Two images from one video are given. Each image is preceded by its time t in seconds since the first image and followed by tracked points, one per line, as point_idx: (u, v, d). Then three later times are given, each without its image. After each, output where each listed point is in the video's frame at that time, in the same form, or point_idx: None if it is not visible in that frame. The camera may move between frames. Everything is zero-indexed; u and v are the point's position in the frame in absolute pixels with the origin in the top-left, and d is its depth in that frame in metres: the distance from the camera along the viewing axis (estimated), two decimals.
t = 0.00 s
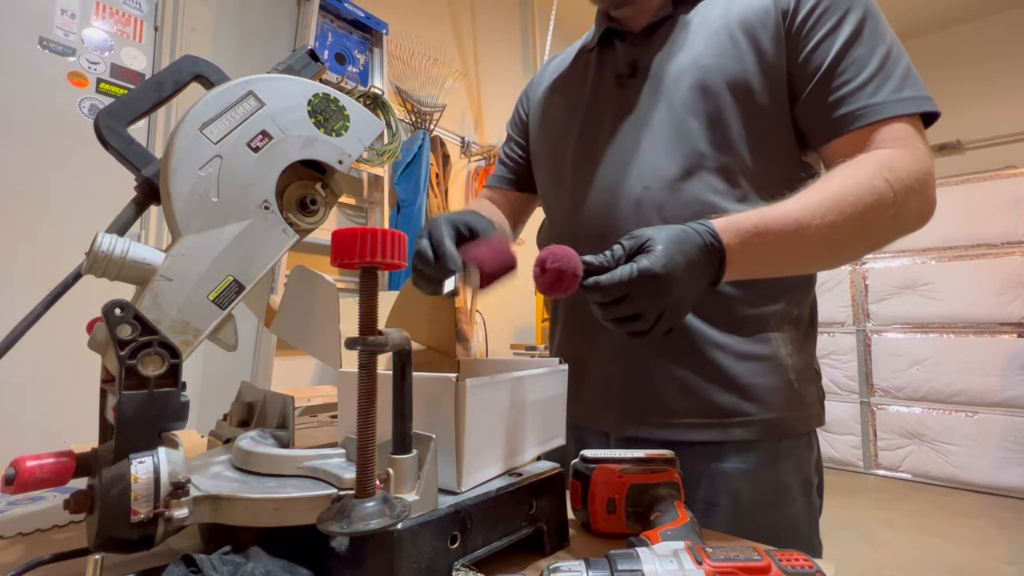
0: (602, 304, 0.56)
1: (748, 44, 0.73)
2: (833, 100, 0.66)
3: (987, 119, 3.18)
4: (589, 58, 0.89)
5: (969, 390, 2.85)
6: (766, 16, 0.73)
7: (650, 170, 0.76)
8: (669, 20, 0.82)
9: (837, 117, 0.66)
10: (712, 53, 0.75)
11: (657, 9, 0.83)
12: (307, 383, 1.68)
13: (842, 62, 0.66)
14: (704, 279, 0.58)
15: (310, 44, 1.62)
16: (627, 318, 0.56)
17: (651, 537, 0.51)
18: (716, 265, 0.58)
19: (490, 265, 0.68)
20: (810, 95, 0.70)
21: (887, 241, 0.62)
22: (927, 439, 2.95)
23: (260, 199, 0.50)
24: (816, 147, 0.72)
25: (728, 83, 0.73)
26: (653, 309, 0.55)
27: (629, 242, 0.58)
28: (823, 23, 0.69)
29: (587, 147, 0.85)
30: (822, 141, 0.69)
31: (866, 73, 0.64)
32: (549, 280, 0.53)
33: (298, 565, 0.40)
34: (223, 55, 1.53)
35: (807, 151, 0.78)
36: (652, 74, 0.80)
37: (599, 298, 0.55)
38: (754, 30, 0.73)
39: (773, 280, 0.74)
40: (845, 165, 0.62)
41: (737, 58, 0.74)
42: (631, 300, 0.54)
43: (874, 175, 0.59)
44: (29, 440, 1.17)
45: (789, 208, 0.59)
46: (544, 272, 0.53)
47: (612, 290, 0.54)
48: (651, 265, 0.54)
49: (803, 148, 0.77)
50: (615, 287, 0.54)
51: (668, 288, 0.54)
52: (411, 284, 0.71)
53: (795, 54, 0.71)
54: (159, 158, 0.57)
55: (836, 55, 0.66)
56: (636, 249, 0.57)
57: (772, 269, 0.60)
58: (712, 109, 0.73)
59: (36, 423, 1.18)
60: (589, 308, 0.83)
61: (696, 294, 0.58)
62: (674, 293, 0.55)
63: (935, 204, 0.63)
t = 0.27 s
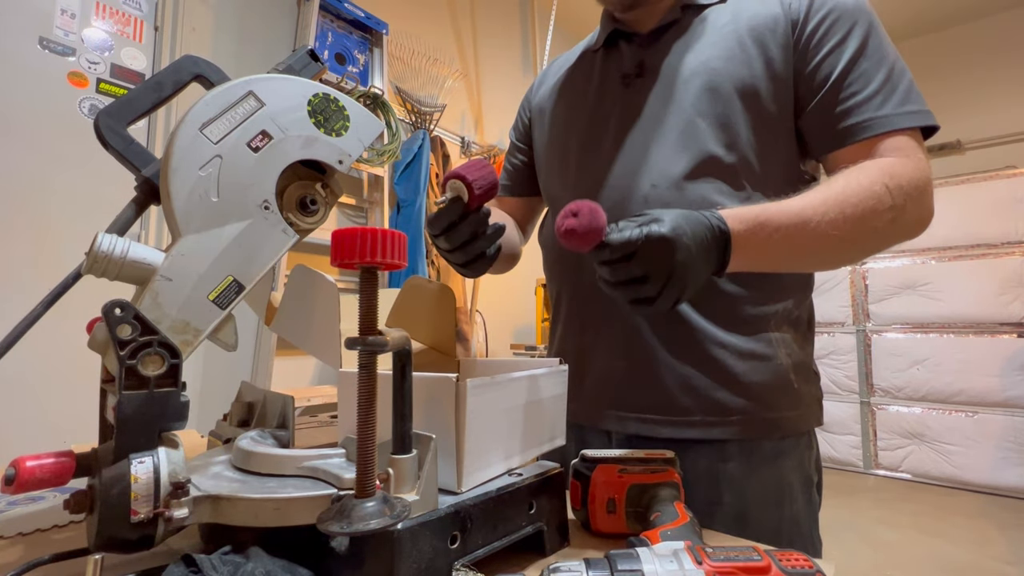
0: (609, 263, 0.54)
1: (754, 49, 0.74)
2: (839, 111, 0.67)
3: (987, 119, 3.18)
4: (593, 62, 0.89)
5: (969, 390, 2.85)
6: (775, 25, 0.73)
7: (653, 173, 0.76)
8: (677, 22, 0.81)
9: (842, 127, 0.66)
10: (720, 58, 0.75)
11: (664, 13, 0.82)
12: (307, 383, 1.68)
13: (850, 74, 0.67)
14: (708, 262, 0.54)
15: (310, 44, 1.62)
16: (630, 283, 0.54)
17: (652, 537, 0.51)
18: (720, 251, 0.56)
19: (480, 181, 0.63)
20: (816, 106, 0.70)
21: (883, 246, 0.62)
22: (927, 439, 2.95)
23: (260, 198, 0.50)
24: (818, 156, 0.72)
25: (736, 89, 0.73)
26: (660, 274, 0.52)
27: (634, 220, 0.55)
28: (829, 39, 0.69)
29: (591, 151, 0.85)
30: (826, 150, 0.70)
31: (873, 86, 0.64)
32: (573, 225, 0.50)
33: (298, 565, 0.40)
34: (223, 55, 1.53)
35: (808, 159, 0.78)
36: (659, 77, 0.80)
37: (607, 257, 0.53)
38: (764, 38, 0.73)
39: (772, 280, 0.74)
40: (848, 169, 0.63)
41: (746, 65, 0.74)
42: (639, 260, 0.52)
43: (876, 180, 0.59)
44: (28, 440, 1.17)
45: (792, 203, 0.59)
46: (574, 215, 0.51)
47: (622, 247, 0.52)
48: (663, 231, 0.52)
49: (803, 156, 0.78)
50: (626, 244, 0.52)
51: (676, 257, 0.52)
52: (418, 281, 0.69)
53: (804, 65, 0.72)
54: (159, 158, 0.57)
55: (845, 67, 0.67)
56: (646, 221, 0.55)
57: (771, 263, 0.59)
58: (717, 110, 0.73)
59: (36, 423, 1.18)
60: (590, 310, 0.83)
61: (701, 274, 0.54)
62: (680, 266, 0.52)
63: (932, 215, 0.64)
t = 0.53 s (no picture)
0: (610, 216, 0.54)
1: (755, 51, 0.74)
2: (839, 114, 0.67)
3: (987, 119, 3.18)
4: (594, 64, 0.89)
5: (969, 390, 2.85)
6: (777, 28, 0.73)
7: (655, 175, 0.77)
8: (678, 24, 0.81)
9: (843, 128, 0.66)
10: (721, 61, 0.75)
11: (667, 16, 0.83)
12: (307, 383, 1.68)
13: (850, 76, 0.66)
14: (708, 229, 0.54)
15: (310, 44, 1.62)
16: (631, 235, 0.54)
17: (652, 537, 0.51)
18: (719, 226, 0.55)
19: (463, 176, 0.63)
20: (817, 109, 0.70)
21: (879, 241, 0.62)
22: (927, 439, 2.95)
23: (260, 198, 0.50)
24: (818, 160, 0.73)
25: (738, 91, 0.73)
26: (659, 224, 0.53)
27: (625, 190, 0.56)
28: (829, 41, 0.69)
29: (593, 153, 0.85)
30: (827, 152, 0.70)
31: (873, 87, 0.64)
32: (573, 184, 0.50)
33: (298, 565, 0.40)
34: (223, 55, 1.53)
35: (808, 162, 0.78)
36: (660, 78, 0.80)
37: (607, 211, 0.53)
38: (765, 40, 0.73)
39: (772, 279, 0.74)
40: (848, 164, 0.63)
41: (747, 67, 0.73)
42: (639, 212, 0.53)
43: (874, 174, 0.60)
44: (29, 439, 1.17)
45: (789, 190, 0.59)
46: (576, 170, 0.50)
47: (624, 199, 0.53)
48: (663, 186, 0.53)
49: (804, 158, 0.78)
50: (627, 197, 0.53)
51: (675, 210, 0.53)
52: (418, 281, 0.69)
53: (804, 67, 0.71)
54: (159, 158, 0.57)
55: (845, 68, 0.67)
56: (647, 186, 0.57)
57: (765, 246, 0.59)
58: (718, 111, 0.74)
59: (36, 423, 1.18)
60: (591, 309, 0.83)
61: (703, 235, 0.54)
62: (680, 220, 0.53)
63: (931, 214, 0.64)
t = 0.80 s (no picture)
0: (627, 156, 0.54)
1: (755, 51, 0.73)
2: (839, 114, 0.67)
3: (987, 119, 3.18)
4: (595, 64, 0.89)
5: (969, 390, 2.85)
6: (776, 28, 0.73)
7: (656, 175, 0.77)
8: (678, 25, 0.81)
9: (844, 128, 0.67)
10: (722, 61, 0.75)
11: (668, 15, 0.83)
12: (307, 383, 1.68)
13: (849, 76, 0.67)
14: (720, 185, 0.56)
15: (310, 44, 1.62)
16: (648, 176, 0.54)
17: (652, 537, 0.51)
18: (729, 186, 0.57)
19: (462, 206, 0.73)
20: (817, 110, 0.70)
21: (882, 227, 0.62)
22: (927, 439, 2.95)
23: (260, 198, 0.50)
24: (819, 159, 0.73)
25: (738, 91, 0.73)
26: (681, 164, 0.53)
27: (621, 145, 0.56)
28: (828, 41, 0.69)
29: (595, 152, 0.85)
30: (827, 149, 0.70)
31: (872, 86, 0.65)
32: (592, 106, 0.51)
33: (298, 565, 0.41)
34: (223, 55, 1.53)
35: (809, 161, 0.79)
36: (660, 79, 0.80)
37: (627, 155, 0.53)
38: (764, 40, 0.73)
39: (773, 280, 0.74)
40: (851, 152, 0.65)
41: (748, 67, 0.73)
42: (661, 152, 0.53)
43: (880, 161, 0.60)
44: (28, 439, 1.17)
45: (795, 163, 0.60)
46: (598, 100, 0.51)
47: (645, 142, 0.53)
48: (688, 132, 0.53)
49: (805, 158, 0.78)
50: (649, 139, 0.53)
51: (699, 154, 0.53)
52: (419, 281, 0.70)
53: (803, 67, 0.71)
54: (159, 158, 0.57)
55: (844, 68, 0.67)
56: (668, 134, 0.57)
57: (771, 214, 0.60)
58: (718, 111, 0.74)
59: (36, 423, 1.18)
60: (592, 309, 0.83)
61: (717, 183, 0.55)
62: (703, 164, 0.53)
63: (928, 209, 0.65)
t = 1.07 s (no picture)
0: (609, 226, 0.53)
1: (753, 52, 0.74)
2: (837, 115, 0.67)
3: (986, 119, 3.18)
4: (593, 65, 0.89)
5: (969, 390, 2.85)
6: (774, 29, 0.73)
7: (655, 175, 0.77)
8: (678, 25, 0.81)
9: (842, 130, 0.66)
10: (720, 62, 0.75)
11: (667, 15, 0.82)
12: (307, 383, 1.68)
13: (847, 78, 0.66)
14: (710, 231, 0.54)
15: (310, 44, 1.62)
16: (634, 245, 0.53)
17: (652, 537, 0.52)
18: (721, 226, 0.55)
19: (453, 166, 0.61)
20: (814, 111, 0.70)
21: (882, 240, 0.62)
22: (927, 439, 2.95)
23: (260, 198, 0.50)
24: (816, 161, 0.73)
25: (737, 92, 0.73)
26: (662, 233, 0.51)
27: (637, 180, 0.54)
28: (826, 42, 0.69)
29: (593, 154, 0.85)
30: (826, 152, 0.69)
31: (871, 88, 0.64)
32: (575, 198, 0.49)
33: (298, 565, 0.40)
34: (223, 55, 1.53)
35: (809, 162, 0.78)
36: (660, 79, 0.80)
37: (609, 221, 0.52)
38: (763, 41, 0.73)
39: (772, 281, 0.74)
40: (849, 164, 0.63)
41: (745, 69, 0.74)
42: (640, 222, 0.51)
43: (875, 173, 0.60)
44: (29, 439, 1.17)
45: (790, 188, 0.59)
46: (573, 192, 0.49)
47: (624, 209, 0.51)
48: (665, 194, 0.51)
49: (804, 159, 0.78)
50: (627, 206, 0.51)
51: (680, 218, 0.51)
52: (418, 281, 0.70)
53: (802, 69, 0.71)
54: (159, 158, 0.57)
55: (842, 69, 0.67)
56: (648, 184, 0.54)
57: (767, 243, 0.59)
58: (716, 113, 0.74)
59: (36, 423, 1.18)
60: (591, 310, 0.83)
61: (705, 237, 0.53)
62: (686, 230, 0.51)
63: (928, 218, 0.64)
